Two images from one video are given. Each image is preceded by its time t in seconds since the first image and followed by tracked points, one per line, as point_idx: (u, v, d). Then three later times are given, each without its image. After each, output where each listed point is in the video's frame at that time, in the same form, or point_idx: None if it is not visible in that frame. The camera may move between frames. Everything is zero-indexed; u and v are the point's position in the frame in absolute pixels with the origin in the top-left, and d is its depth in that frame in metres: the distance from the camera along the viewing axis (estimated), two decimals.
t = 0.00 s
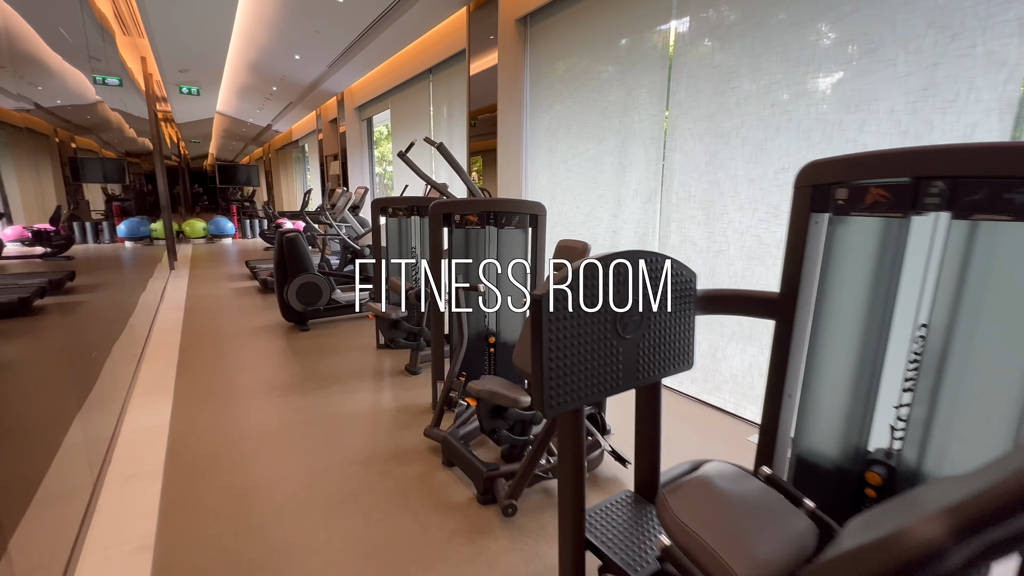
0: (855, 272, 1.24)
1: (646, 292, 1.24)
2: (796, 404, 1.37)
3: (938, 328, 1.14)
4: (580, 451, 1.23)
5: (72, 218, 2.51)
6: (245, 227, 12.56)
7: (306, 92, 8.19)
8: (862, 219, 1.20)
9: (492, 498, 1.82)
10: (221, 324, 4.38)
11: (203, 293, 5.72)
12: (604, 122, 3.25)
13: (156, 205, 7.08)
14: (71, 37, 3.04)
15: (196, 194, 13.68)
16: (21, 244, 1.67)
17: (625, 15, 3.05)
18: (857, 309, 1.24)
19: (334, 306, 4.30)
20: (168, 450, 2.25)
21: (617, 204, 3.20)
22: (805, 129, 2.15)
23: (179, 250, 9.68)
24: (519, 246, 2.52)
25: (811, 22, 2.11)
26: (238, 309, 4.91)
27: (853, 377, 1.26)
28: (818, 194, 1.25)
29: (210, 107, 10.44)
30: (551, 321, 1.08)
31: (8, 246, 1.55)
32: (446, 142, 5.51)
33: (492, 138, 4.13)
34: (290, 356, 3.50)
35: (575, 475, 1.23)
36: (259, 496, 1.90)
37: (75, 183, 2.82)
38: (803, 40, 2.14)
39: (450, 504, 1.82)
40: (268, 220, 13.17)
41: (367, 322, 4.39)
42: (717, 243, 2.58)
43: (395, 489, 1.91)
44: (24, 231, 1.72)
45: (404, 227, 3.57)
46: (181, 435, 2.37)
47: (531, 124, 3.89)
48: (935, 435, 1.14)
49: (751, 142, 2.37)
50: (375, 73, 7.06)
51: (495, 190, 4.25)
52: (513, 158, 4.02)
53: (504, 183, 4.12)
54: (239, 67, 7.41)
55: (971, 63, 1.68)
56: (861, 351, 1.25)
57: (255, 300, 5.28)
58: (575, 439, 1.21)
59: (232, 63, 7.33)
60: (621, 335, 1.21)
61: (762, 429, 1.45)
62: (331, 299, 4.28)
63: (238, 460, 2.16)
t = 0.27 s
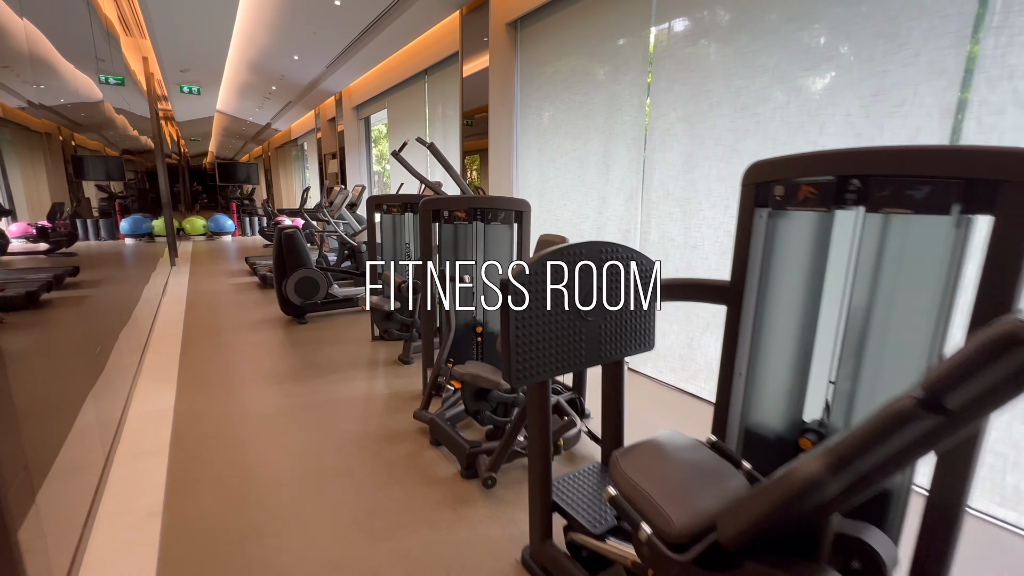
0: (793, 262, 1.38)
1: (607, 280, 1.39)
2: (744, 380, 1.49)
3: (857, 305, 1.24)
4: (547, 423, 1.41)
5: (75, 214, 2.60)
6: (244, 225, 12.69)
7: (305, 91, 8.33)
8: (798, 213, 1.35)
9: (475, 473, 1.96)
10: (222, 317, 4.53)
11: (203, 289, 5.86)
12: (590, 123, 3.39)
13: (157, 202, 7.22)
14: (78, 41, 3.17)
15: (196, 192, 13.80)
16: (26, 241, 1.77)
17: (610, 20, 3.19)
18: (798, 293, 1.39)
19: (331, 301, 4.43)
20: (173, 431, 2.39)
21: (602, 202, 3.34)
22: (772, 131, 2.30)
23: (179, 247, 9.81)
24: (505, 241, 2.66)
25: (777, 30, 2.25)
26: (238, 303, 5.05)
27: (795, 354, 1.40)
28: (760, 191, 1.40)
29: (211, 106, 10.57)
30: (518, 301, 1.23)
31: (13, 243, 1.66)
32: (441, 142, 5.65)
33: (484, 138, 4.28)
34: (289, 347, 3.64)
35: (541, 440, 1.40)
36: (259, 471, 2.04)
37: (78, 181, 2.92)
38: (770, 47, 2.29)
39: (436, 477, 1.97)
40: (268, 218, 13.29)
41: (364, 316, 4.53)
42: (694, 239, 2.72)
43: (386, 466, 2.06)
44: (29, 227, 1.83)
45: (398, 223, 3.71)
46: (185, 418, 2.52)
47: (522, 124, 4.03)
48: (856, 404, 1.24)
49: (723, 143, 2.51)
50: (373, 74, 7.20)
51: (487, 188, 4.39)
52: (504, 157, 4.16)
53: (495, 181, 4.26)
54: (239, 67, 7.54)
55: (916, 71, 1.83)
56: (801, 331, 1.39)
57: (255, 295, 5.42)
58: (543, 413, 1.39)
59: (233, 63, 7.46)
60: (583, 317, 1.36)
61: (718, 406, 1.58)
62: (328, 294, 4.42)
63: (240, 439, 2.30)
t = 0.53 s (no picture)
0: (747, 253, 1.51)
1: (578, 270, 1.52)
2: (704, 363, 1.63)
3: (798, 293, 1.38)
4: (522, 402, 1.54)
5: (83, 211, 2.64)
6: (245, 222, 12.82)
7: (305, 90, 8.45)
8: (750, 209, 1.47)
9: (461, 452, 2.10)
10: (224, 310, 4.67)
11: (205, 284, 5.99)
12: (578, 123, 3.52)
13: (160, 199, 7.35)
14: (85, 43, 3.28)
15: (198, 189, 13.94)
16: (33, 237, 1.77)
17: (597, 24, 3.31)
18: (752, 282, 1.51)
19: (329, 295, 4.57)
20: (179, 414, 2.53)
21: (589, 199, 3.47)
22: (744, 132, 2.43)
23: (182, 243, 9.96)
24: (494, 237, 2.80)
25: (750, 36, 2.38)
26: (239, 297, 5.19)
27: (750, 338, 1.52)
28: (717, 187, 1.52)
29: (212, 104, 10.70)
30: (493, 289, 1.37)
31: (21, 238, 1.65)
32: (438, 140, 5.77)
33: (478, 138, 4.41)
34: (288, 339, 3.78)
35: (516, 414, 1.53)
36: (260, 450, 2.18)
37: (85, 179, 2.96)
38: (744, 52, 2.41)
39: (424, 456, 2.11)
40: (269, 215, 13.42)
41: (361, 310, 4.67)
42: (674, 234, 2.85)
43: (378, 446, 2.20)
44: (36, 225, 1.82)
45: (393, 219, 3.84)
46: (190, 402, 2.65)
47: (514, 124, 4.16)
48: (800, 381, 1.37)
49: (701, 143, 2.64)
50: (372, 73, 7.31)
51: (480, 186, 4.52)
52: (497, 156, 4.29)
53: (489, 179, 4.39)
54: (240, 66, 7.67)
55: (874, 76, 1.95)
56: (755, 317, 1.51)
57: (255, 290, 5.55)
58: (518, 392, 1.53)
59: (234, 62, 7.59)
60: (555, 305, 1.49)
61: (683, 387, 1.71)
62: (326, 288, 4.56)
63: (241, 422, 2.44)
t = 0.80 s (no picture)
0: (705, 247, 1.64)
1: (552, 262, 1.66)
2: (668, 349, 1.77)
3: (748, 282, 1.51)
4: (498, 380, 1.70)
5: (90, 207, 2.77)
6: (247, 219, 12.98)
7: (306, 89, 8.58)
8: (707, 205, 1.61)
9: (448, 433, 2.23)
10: (225, 304, 4.81)
11: (207, 279, 6.14)
12: (567, 124, 3.65)
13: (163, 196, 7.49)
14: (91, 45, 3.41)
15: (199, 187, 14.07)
16: (40, 233, 1.79)
17: (584, 28, 3.44)
18: (710, 273, 1.64)
19: (328, 289, 4.71)
20: (183, 399, 2.67)
21: (577, 197, 3.60)
22: (718, 133, 2.56)
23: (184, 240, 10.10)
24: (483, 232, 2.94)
25: (724, 43, 2.51)
26: (240, 292, 5.32)
27: (708, 325, 1.66)
28: (677, 186, 1.66)
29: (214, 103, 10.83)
30: (468, 281, 1.51)
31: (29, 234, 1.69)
32: (434, 139, 5.91)
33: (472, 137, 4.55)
34: (288, 331, 3.92)
35: (496, 392, 1.69)
36: (260, 431, 2.32)
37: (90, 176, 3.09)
38: (718, 57, 2.55)
39: (413, 437, 2.25)
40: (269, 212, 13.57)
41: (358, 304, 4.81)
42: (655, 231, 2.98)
43: (370, 427, 2.34)
44: (43, 220, 1.86)
45: (389, 216, 3.98)
46: (194, 389, 2.80)
47: (506, 124, 4.29)
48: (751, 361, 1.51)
49: (679, 143, 2.77)
50: (370, 73, 7.44)
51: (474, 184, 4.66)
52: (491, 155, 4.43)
53: (482, 177, 4.53)
54: (242, 66, 7.80)
55: (833, 82, 2.09)
56: (714, 305, 1.64)
57: (256, 285, 5.70)
58: (496, 371, 1.67)
59: (236, 62, 7.73)
60: (530, 293, 1.63)
61: (651, 371, 1.85)
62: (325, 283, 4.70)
63: (242, 406, 2.58)
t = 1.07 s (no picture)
0: (668, 244, 1.78)
1: (528, 257, 1.80)
2: (636, 338, 1.91)
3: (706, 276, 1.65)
4: (479, 367, 1.84)
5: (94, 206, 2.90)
6: (245, 218, 13.11)
7: (303, 91, 8.71)
8: (669, 206, 1.75)
9: (435, 419, 2.37)
10: (224, 300, 4.94)
11: (206, 276, 6.26)
12: (553, 127, 3.79)
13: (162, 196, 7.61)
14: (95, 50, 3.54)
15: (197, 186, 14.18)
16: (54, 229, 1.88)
17: (571, 36, 3.58)
18: (673, 268, 1.78)
19: (324, 286, 4.85)
20: (184, 388, 2.80)
21: (563, 198, 3.75)
22: (693, 138, 2.71)
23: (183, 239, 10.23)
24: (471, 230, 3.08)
25: (699, 53, 2.66)
26: (239, 289, 5.46)
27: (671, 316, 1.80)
28: (643, 188, 1.80)
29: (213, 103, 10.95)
30: (450, 276, 1.65)
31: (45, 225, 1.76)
32: (429, 140, 6.05)
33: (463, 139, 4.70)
34: (285, 326, 4.06)
35: (476, 378, 1.83)
36: (258, 418, 2.46)
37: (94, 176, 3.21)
38: (693, 66, 2.70)
39: (402, 423, 2.39)
40: (267, 211, 13.69)
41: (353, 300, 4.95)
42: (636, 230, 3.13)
43: (362, 415, 2.48)
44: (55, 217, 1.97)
45: (383, 215, 4.12)
46: (195, 379, 2.93)
47: (497, 126, 4.44)
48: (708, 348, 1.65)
49: (658, 147, 2.92)
50: (367, 75, 7.58)
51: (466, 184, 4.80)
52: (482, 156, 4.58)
53: (474, 178, 4.67)
54: (241, 67, 7.93)
55: (796, 91, 2.23)
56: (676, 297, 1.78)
57: (254, 282, 5.83)
58: (476, 358, 1.81)
59: (235, 63, 7.85)
60: (508, 287, 1.77)
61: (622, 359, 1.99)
62: (321, 280, 4.83)
63: (241, 396, 2.71)
